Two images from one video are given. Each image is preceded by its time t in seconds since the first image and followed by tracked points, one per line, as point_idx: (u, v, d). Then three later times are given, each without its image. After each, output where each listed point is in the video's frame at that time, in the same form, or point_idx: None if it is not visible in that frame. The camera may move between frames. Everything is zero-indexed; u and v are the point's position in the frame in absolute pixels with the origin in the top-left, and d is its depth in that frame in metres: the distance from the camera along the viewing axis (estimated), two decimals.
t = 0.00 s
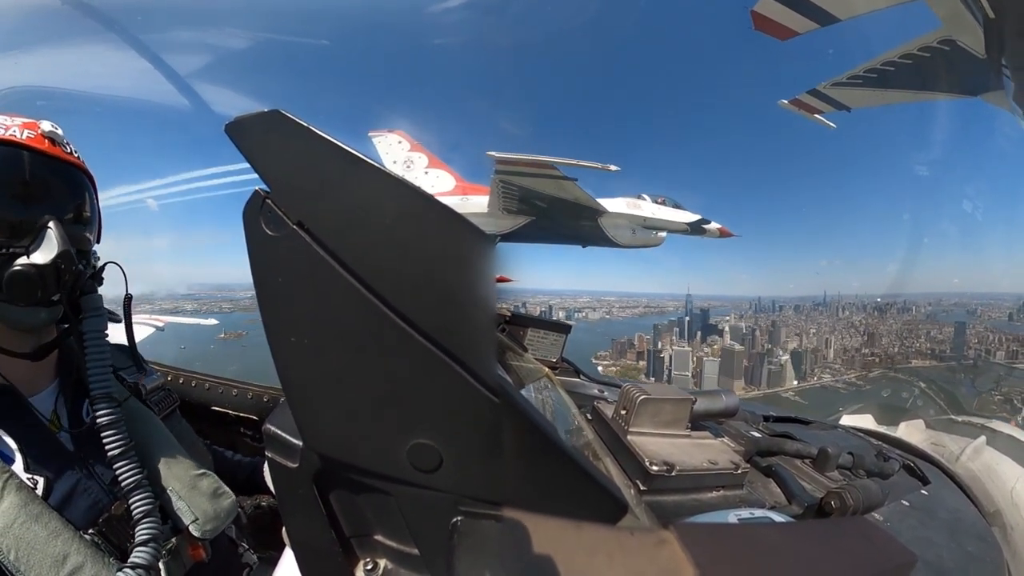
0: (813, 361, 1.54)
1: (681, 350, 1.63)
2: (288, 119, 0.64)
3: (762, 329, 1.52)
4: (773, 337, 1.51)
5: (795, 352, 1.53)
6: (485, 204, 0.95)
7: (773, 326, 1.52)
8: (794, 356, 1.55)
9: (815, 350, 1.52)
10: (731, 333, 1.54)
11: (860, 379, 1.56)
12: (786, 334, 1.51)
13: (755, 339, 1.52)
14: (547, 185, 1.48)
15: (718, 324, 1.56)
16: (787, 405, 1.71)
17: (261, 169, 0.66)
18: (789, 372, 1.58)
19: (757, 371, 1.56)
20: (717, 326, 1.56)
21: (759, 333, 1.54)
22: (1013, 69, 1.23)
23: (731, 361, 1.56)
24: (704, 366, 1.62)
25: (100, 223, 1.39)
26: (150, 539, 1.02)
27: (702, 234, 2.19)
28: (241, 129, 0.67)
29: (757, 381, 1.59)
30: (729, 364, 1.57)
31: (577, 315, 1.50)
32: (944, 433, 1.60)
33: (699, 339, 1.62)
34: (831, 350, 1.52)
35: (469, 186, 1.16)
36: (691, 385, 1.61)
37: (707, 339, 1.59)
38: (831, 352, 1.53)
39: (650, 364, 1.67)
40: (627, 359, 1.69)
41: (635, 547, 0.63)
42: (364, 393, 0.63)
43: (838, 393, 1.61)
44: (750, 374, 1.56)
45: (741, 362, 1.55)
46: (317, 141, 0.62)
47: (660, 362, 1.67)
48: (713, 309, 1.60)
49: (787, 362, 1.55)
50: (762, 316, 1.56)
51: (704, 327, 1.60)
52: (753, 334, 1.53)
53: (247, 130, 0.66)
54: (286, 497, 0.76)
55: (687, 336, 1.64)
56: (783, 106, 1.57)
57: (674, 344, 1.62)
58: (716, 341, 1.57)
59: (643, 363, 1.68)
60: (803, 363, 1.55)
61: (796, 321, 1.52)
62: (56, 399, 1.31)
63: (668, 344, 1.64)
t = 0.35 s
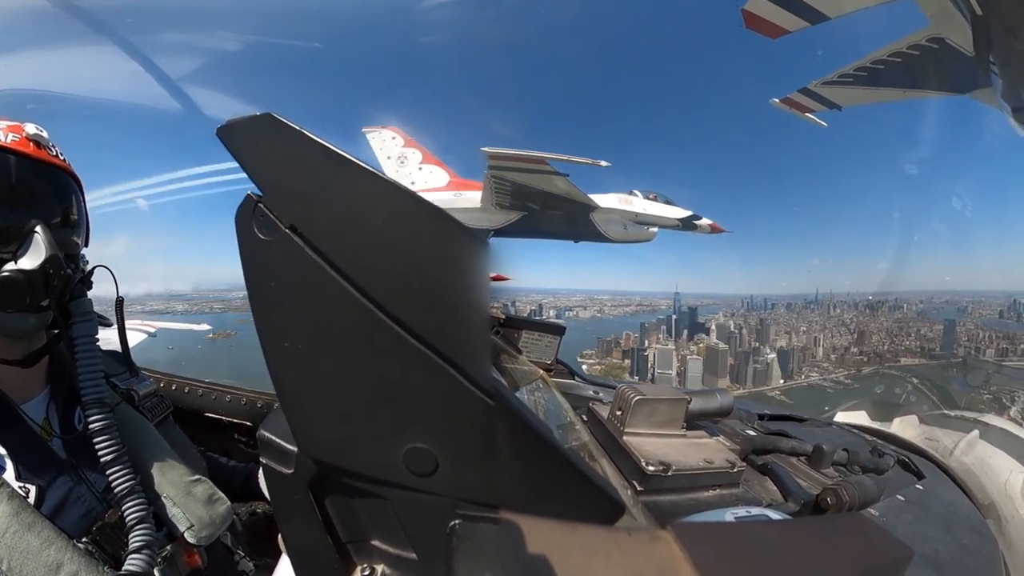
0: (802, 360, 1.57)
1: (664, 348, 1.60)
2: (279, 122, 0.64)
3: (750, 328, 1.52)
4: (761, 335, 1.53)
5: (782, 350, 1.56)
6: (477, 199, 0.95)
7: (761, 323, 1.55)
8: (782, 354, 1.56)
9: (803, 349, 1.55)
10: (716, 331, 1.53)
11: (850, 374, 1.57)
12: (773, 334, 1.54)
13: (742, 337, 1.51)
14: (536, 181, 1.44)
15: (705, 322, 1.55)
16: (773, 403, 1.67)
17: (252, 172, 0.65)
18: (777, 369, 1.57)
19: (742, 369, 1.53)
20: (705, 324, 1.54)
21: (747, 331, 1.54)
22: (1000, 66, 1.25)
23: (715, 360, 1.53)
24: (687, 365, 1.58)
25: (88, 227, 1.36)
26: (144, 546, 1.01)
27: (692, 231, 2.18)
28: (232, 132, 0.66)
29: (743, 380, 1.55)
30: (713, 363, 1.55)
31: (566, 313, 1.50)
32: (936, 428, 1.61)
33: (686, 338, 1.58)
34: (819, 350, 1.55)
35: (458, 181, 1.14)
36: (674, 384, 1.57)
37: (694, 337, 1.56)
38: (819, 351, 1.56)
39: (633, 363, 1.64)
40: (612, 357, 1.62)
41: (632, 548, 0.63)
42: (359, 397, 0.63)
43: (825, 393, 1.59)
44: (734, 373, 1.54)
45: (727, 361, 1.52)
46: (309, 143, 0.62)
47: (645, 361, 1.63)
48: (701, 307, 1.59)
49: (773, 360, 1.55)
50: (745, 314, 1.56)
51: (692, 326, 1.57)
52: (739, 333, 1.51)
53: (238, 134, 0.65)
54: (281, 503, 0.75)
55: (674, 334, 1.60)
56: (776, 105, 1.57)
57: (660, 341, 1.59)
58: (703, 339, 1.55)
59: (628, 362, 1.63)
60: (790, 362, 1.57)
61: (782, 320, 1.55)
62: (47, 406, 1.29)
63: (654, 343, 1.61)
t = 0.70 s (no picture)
0: (781, 359, 1.65)
1: (642, 346, 1.69)
2: (265, 124, 0.63)
3: (731, 326, 1.61)
4: (743, 332, 1.61)
5: (761, 348, 1.62)
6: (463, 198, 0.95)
7: (739, 319, 1.62)
8: (760, 353, 1.64)
9: (785, 346, 1.63)
10: (695, 329, 1.63)
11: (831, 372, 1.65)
12: (755, 329, 1.60)
13: (723, 336, 1.60)
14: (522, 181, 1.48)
15: (686, 320, 1.65)
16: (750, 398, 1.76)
17: (238, 175, 0.64)
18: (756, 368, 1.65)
19: (719, 367, 1.65)
20: (685, 322, 1.65)
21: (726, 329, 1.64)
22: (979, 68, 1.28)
23: (692, 360, 1.63)
24: (664, 362, 1.68)
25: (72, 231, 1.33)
26: (131, 558, 0.99)
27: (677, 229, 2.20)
28: (217, 135, 0.65)
29: (717, 377, 1.67)
30: (690, 360, 1.64)
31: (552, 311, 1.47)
32: (924, 422, 1.63)
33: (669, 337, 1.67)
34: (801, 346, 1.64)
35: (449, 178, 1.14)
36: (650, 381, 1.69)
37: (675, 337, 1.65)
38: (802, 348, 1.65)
39: (611, 361, 1.71)
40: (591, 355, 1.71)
41: (624, 548, 0.63)
42: (349, 403, 0.62)
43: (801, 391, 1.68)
44: (712, 370, 1.65)
45: (704, 358, 1.64)
46: (294, 145, 0.61)
47: (621, 359, 1.72)
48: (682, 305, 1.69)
49: (752, 359, 1.63)
50: (728, 312, 1.66)
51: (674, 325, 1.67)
52: (718, 333, 1.60)
53: (224, 136, 0.64)
54: (271, 511, 0.74)
55: (655, 331, 1.69)
56: (760, 106, 1.60)
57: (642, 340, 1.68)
58: (681, 337, 1.65)
59: (605, 360, 1.70)
60: (769, 360, 1.65)
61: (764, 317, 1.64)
62: (30, 416, 1.25)
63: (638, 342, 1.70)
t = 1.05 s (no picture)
0: (757, 357, 1.61)
1: (615, 344, 1.62)
2: (248, 123, 0.61)
3: (708, 323, 1.57)
4: (719, 329, 1.59)
5: (736, 346, 1.58)
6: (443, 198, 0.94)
7: (715, 318, 1.58)
8: (736, 350, 1.59)
9: (762, 343, 1.60)
10: (671, 327, 1.59)
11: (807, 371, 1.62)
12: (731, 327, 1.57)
13: (698, 333, 1.57)
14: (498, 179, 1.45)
15: (662, 317, 1.61)
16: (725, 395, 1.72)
17: (220, 174, 0.62)
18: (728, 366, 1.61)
19: (694, 364, 1.63)
20: (661, 319, 1.61)
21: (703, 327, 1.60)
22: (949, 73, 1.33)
23: (666, 357, 1.60)
24: (637, 360, 1.63)
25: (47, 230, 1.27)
26: (110, 566, 0.96)
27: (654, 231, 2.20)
28: (199, 133, 0.63)
29: (692, 374, 1.66)
30: (663, 357, 1.60)
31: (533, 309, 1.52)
32: (903, 417, 1.68)
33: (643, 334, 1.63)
34: (779, 343, 1.61)
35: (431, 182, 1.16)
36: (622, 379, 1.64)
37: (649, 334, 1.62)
38: (779, 345, 1.61)
39: (585, 359, 1.61)
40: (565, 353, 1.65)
41: (610, 547, 0.63)
42: (333, 405, 0.61)
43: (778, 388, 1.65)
44: (686, 367, 1.62)
45: (678, 355, 1.60)
46: (278, 144, 0.59)
47: (596, 357, 1.61)
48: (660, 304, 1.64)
49: (726, 356, 1.60)
50: (705, 308, 1.62)
51: (650, 322, 1.63)
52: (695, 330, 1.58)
53: (205, 134, 0.63)
54: (256, 516, 0.73)
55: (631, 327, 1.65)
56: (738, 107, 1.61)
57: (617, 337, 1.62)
58: (657, 334, 1.61)
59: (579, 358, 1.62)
60: (744, 357, 1.60)
61: (740, 314, 1.61)
62: (6, 421, 1.20)
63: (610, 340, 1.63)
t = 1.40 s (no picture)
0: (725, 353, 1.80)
1: (580, 341, 1.70)
2: (222, 116, 0.59)
3: (677, 320, 1.69)
4: (687, 325, 1.72)
5: (704, 342, 1.73)
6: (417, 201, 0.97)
7: (683, 312, 1.73)
8: (702, 347, 1.74)
9: (729, 338, 1.82)
10: (637, 323, 1.68)
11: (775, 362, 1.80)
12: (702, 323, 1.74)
13: (665, 329, 1.64)
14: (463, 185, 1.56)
15: (630, 314, 1.71)
16: (696, 393, 1.81)
17: (192, 168, 0.60)
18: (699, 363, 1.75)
19: (659, 362, 1.68)
20: (627, 316, 1.71)
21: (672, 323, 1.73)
22: (912, 81, 1.71)
23: (633, 352, 1.66)
24: (601, 357, 1.74)
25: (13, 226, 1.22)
26: None
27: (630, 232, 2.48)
28: (171, 126, 0.61)
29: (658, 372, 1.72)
30: (628, 355, 1.68)
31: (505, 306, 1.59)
32: (873, 411, 1.78)
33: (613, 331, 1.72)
34: (746, 339, 1.83)
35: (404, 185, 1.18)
36: (585, 376, 1.72)
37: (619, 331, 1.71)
38: (745, 341, 1.83)
39: (550, 357, 1.71)
40: (530, 351, 1.71)
41: (591, 542, 0.64)
42: (311, 408, 0.59)
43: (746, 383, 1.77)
44: (652, 365, 1.67)
45: (642, 352, 1.68)
46: (252, 137, 0.57)
47: (559, 355, 1.71)
48: (627, 301, 1.75)
49: (692, 352, 1.71)
50: (675, 305, 1.77)
51: (617, 316, 1.73)
52: (661, 325, 1.69)
53: (178, 127, 0.60)
54: (233, 522, 0.71)
55: (599, 323, 1.75)
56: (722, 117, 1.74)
57: (586, 333, 1.70)
58: (624, 330, 1.71)
59: (544, 355, 1.71)
60: (711, 353, 1.76)
61: (710, 311, 1.80)
62: None
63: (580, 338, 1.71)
